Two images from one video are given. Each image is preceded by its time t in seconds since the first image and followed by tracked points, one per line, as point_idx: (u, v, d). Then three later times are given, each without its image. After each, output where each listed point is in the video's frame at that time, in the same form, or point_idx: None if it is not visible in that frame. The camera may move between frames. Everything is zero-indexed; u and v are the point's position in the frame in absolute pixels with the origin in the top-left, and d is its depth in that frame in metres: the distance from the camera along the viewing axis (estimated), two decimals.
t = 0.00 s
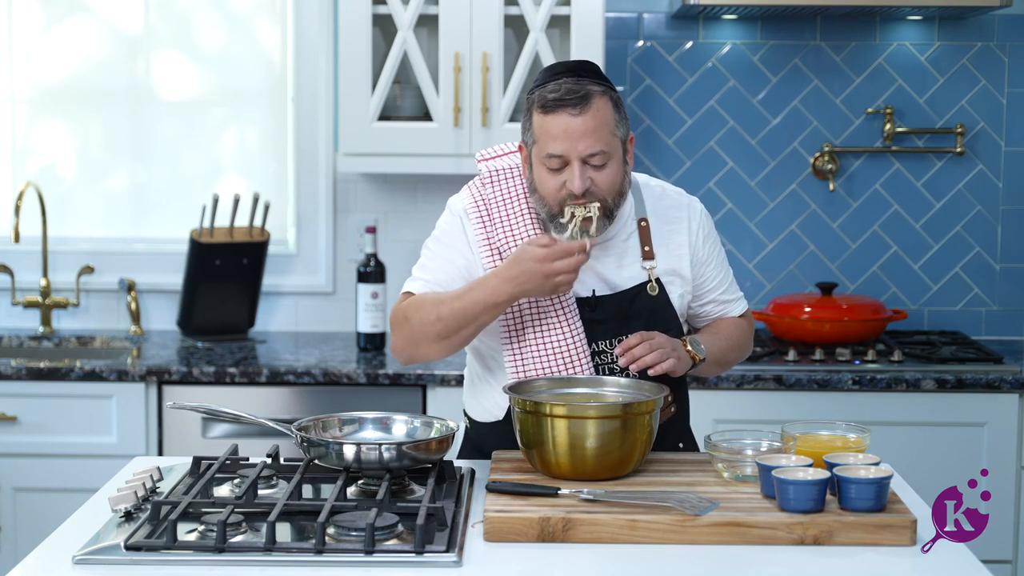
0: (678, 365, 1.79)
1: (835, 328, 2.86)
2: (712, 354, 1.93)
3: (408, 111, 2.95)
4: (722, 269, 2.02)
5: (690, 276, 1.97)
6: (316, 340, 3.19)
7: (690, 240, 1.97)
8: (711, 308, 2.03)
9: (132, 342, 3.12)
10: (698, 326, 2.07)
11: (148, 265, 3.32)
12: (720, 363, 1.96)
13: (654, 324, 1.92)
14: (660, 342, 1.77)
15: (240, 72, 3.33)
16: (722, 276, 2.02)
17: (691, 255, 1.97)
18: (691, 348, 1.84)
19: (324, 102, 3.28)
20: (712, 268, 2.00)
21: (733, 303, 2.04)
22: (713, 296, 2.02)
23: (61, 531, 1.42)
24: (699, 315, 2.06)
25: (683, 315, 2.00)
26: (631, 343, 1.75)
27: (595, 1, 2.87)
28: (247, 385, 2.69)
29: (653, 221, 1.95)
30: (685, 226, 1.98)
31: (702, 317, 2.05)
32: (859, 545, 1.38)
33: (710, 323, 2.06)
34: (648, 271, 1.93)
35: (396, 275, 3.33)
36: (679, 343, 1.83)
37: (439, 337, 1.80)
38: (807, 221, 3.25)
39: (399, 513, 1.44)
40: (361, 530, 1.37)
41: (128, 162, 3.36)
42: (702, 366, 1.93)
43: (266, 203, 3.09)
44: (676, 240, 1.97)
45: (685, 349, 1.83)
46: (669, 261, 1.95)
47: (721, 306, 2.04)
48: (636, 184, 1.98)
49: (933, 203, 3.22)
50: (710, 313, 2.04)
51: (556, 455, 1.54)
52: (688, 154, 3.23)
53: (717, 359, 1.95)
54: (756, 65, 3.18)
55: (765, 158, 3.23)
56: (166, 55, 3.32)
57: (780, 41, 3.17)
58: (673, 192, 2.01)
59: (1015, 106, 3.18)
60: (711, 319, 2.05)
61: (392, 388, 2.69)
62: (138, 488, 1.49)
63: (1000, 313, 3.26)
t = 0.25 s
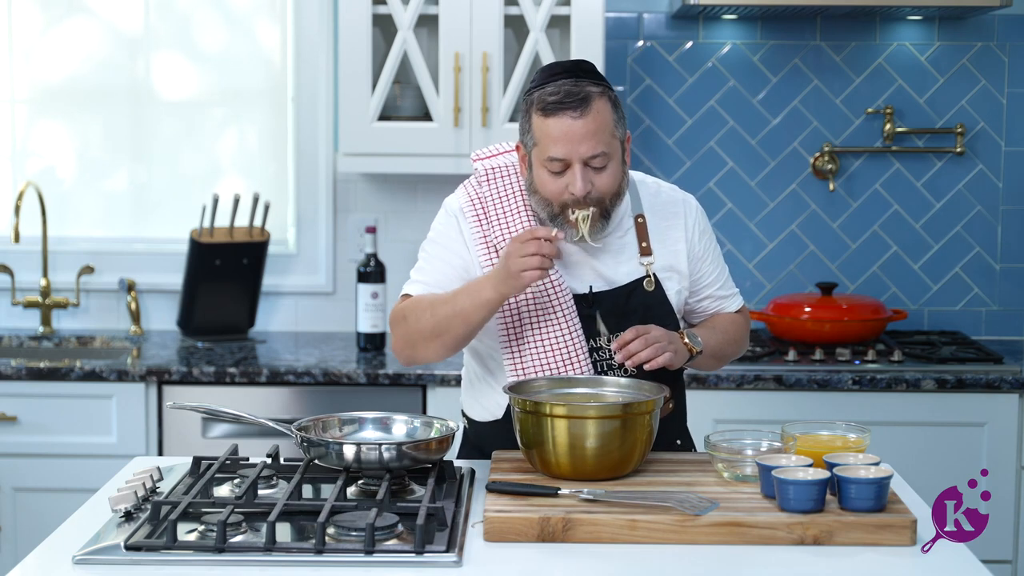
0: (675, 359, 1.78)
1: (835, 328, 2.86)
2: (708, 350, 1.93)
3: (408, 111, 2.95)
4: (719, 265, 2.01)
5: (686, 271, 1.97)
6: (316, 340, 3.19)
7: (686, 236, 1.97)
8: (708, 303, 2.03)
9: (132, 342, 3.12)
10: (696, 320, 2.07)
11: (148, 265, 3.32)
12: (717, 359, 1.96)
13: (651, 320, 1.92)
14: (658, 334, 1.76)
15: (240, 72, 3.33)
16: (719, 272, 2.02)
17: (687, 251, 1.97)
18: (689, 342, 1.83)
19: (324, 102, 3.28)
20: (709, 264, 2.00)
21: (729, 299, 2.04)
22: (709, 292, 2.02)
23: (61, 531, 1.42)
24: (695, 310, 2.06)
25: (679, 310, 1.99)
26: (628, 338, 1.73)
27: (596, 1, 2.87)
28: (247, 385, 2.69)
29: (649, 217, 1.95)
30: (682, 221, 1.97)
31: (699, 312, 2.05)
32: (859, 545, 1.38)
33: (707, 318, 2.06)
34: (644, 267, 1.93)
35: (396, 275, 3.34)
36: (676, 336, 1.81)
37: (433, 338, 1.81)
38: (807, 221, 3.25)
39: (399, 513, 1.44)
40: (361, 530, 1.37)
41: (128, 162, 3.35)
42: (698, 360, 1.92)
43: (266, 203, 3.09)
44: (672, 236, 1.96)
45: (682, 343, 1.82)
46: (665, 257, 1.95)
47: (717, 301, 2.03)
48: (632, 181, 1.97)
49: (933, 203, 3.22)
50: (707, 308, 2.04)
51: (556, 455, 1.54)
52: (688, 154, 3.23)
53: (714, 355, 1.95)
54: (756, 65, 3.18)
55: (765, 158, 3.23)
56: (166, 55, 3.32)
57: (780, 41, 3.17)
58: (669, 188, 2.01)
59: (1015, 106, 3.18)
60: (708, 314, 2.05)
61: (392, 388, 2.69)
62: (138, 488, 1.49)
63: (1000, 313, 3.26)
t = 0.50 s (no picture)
0: (675, 356, 1.78)
1: (835, 328, 2.86)
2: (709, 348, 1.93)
3: (409, 111, 2.95)
4: (719, 264, 2.02)
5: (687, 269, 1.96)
6: (316, 340, 3.19)
7: (688, 235, 1.97)
8: (709, 303, 2.03)
9: (132, 342, 3.12)
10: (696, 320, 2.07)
11: (148, 265, 3.32)
12: (717, 358, 1.96)
13: (652, 318, 1.92)
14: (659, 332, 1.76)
15: (241, 72, 3.33)
16: (718, 271, 2.02)
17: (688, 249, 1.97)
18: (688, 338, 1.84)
19: (325, 102, 3.28)
20: (709, 262, 2.00)
21: (730, 299, 2.04)
22: (710, 291, 2.02)
23: (61, 531, 1.42)
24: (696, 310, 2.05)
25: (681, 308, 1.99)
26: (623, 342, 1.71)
27: (596, 1, 2.87)
28: (247, 385, 2.69)
29: (650, 216, 1.95)
30: (683, 220, 1.97)
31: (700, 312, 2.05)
32: (859, 545, 1.38)
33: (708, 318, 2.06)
34: (646, 264, 1.93)
35: (396, 275, 3.34)
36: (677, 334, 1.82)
37: (430, 343, 1.80)
38: (807, 221, 3.25)
39: (399, 513, 1.44)
40: (361, 530, 1.37)
41: (128, 162, 3.35)
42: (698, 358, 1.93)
43: (266, 203, 3.09)
44: (673, 235, 1.96)
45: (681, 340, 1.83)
46: (667, 255, 1.95)
47: (718, 301, 2.04)
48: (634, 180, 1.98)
49: (933, 203, 3.22)
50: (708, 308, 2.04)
51: (556, 455, 1.54)
52: (687, 154, 3.23)
53: (714, 354, 1.95)
54: (756, 65, 3.18)
55: (765, 158, 3.23)
56: (167, 56, 3.32)
57: (780, 41, 3.17)
58: (669, 187, 2.00)
59: (1015, 106, 3.18)
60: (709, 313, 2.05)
61: (392, 388, 2.69)
62: (138, 488, 1.49)
63: (1000, 313, 3.26)
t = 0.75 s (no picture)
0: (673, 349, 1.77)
1: (835, 328, 2.86)
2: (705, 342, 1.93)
3: (409, 111, 2.95)
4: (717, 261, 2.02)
5: (688, 264, 1.96)
6: (316, 340, 3.19)
7: (687, 230, 1.98)
8: (707, 300, 2.03)
9: (132, 342, 3.12)
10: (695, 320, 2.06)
11: (149, 265, 3.32)
12: (713, 353, 1.96)
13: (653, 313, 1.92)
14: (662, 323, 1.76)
15: (241, 72, 3.33)
16: (717, 267, 2.02)
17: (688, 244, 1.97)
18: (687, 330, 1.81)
19: (325, 102, 3.28)
20: (707, 258, 2.00)
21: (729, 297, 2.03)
22: (708, 287, 2.01)
23: (61, 531, 1.42)
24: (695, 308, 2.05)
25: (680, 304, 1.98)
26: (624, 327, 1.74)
27: (595, 1, 2.87)
28: (247, 385, 2.69)
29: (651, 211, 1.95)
30: (683, 216, 1.98)
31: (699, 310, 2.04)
32: (859, 545, 1.38)
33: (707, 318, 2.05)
34: (647, 259, 1.92)
35: (396, 275, 3.34)
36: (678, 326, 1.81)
37: (430, 339, 1.79)
38: (807, 221, 3.25)
39: (399, 513, 1.44)
40: (361, 530, 1.37)
41: (129, 162, 3.35)
42: (693, 352, 1.92)
43: (266, 203, 3.09)
44: (673, 230, 1.97)
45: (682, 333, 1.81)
46: (667, 251, 1.95)
47: (717, 298, 2.03)
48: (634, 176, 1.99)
49: (933, 203, 3.22)
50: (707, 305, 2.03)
51: (556, 455, 1.54)
52: (687, 154, 3.23)
53: (710, 348, 1.95)
54: (756, 66, 3.18)
55: (765, 158, 3.23)
56: (167, 56, 3.32)
57: (780, 41, 3.17)
58: (668, 185, 2.01)
59: (1015, 106, 3.18)
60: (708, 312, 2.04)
61: (392, 388, 2.69)
62: (138, 488, 1.49)
63: (1000, 313, 3.26)
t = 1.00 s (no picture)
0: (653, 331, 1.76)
1: (835, 328, 2.86)
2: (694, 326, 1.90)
3: (409, 111, 2.95)
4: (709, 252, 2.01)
5: (681, 254, 1.97)
6: (316, 340, 3.19)
7: (680, 222, 1.98)
8: (701, 292, 2.01)
9: (132, 342, 3.12)
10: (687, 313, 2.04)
11: (149, 265, 3.32)
12: (705, 341, 1.92)
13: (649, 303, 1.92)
14: (643, 296, 1.75)
15: (241, 72, 3.33)
16: (709, 257, 2.01)
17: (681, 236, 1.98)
18: (676, 314, 1.80)
19: (325, 102, 3.28)
20: (699, 249, 2.00)
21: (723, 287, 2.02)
22: (702, 278, 2.00)
23: (61, 531, 1.42)
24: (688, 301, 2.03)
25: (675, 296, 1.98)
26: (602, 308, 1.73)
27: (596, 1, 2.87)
28: (247, 385, 2.69)
29: (644, 205, 1.96)
30: (675, 207, 1.99)
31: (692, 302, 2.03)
32: (859, 545, 1.38)
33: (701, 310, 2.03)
34: (641, 249, 1.93)
35: (396, 275, 3.34)
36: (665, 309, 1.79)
37: (427, 345, 1.81)
38: (807, 220, 3.25)
39: (399, 513, 1.44)
40: (361, 530, 1.37)
41: (129, 162, 3.35)
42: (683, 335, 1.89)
43: (266, 203, 3.09)
44: (667, 221, 1.97)
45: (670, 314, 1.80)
46: (660, 242, 1.96)
47: (710, 287, 2.01)
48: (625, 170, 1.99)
49: (933, 203, 3.22)
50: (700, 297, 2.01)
51: (556, 455, 1.54)
52: (687, 154, 3.23)
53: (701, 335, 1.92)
54: (756, 66, 3.18)
55: (765, 158, 3.23)
56: (167, 56, 3.32)
57: (780, 41, 3.17)
58: (660, 179, 2.02)
59: (1015, 106, 3.18)
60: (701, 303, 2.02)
61: (392, 388, 2.69)
62: (138, 488, 1.49)
63: (1000, 313, 3.26)
